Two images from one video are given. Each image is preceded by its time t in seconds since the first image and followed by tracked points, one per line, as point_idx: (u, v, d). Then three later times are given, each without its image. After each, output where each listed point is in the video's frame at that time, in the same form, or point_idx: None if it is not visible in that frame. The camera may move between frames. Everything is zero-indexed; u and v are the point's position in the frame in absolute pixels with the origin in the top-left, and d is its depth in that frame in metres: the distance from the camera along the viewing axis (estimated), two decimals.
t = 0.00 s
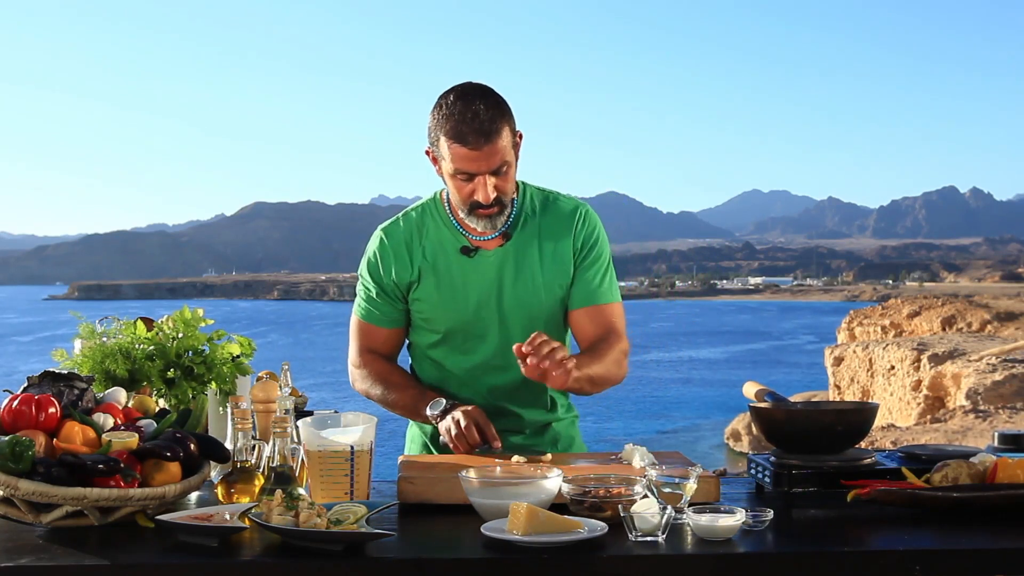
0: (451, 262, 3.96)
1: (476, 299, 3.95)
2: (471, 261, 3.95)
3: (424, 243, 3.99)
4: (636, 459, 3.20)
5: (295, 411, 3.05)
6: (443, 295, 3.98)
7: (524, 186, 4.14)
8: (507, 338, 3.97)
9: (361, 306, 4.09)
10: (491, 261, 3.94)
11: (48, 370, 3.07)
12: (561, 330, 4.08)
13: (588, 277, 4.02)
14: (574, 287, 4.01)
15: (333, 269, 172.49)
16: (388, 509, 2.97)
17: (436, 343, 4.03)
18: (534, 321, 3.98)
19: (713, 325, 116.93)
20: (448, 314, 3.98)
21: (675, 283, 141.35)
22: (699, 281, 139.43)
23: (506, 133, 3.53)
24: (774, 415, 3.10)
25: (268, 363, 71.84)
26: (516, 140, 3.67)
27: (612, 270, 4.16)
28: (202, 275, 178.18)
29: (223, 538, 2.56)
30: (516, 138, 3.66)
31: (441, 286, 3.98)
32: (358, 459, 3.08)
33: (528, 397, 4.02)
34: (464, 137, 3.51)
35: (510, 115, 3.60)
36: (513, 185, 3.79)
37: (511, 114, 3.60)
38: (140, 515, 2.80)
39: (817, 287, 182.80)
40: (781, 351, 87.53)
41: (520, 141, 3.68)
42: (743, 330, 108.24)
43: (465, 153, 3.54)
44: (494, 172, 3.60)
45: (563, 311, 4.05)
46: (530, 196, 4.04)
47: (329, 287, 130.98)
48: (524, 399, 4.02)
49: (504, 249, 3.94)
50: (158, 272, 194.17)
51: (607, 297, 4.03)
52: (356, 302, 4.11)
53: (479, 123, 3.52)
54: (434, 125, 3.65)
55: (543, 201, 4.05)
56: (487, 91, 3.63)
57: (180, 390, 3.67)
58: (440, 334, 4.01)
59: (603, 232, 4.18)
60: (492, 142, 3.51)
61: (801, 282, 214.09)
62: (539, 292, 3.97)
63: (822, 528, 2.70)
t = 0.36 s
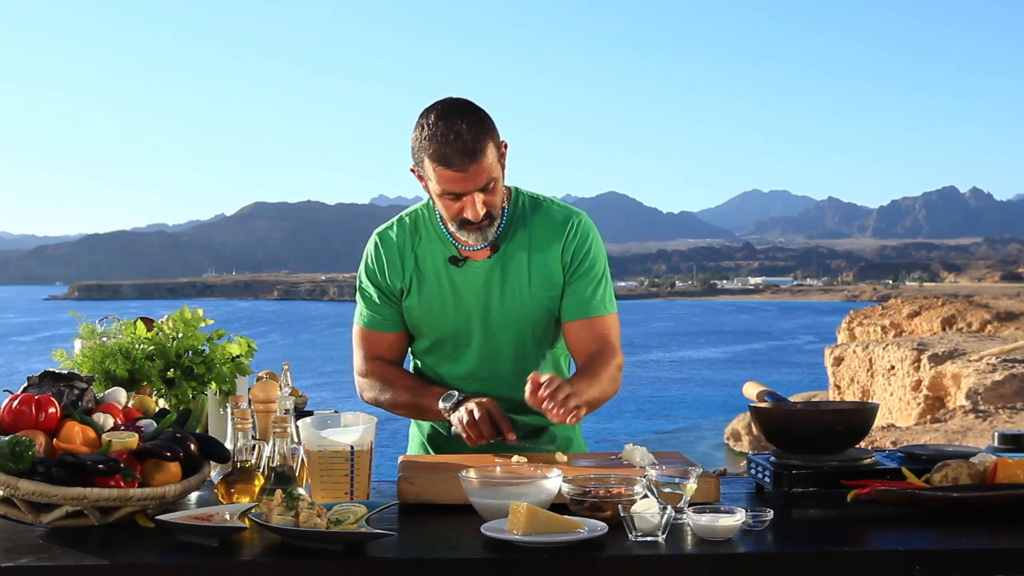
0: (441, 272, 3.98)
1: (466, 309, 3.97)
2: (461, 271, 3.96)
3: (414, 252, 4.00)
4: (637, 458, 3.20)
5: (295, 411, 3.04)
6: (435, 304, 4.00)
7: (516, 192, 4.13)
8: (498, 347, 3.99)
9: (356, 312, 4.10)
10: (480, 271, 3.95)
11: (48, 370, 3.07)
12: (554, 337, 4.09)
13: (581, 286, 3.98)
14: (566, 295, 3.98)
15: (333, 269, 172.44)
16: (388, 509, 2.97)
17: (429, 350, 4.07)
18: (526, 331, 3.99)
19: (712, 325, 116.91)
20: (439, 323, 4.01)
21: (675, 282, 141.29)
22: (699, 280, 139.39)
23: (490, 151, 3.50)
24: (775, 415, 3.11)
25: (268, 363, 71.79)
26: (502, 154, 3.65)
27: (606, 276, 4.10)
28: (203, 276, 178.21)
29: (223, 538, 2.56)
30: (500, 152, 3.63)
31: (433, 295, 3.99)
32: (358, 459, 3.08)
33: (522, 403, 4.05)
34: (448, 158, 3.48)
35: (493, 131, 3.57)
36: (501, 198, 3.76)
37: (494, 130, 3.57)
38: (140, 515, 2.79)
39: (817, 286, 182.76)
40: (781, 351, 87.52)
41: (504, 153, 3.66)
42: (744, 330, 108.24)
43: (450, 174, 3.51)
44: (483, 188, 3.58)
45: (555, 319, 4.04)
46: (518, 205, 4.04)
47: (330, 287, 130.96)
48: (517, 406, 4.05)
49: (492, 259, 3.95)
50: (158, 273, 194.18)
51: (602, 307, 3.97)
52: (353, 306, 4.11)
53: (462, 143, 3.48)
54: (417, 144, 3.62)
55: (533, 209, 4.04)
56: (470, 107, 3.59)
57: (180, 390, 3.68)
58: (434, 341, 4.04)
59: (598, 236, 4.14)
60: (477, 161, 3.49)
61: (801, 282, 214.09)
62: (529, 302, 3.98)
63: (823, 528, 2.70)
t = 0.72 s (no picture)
0: (447, 270, 3.98)
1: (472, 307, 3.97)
2: (467, 270, 3.96)
3: (420, 251, 4.00)
4: (636, 458, 3.20)
5: (295, 411, 3.05)
6: (441, 301, 3.99)
7: (521, 191, 4.14)
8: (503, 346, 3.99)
9: (358, 308, 4.08)
10: (486, 270, 3.95)
11: (48, 370, 3.07)
12: (559, 335, 4.09)
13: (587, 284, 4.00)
14: (572, 292, 3.99)
15: (333, 269, 172.41)
16: (388, 509, 2.97)
17: (434, 349, 4.06)
18: (532, 330, 4.00)
19: (712, 325, 116.88)
20: (444, 321, 4.00)
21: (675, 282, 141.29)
22: (698, 280, 139.38)
23: (502, 151, 3.51)
24: (775, 415, 3.11)
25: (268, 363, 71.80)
26: (512, 154, 3.64)
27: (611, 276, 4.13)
28: (203, 276, 178.17)
29: (223, 538, 2.56)
30: (511, 151, 3.63)
31: (438, 293, 3.99)
32: (358, 459, 3.08)
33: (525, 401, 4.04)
34: (461, 158, 3.48)
35: (504, 131, 3.57)
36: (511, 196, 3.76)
37: (505, 129, 3.57)
38: (140, 515, 2.79)
39: (817, 286, 182.73)
40: (782, 351, 87.51)
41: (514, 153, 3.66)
42: (744, 330, 108.21)
43: (461, 173, 3.51)
44: (494, 187, 3.57)
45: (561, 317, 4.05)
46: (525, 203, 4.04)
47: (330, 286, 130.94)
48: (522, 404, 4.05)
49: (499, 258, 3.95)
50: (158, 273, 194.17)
51: (607, 304, 3.98)
52: (354, 302, 4.09)
53: (474, 143, 3.48)
54: (427, 144, 3.62)
55: (540, 208, 4.04)
56: (480, 106, 3.59)
57: (180, 390, 3.68)
58: (438, 339, 4.03)
59: (602, 235, 4.16)
60: (490, 160, 3.49)
61: (801, 283, 214.10)
62: (536, 300, 3.98)
63: (823, 529, 2.70)
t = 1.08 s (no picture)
0: (452, 274, 3.97)
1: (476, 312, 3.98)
2: (471, 274, 3.95)
3: (425, 255, 3.99)
4: (636, 458, 3.20)
5: (295, 411, 3.05)
6: (445, 306, 4.00)
7: (524, 193, 4.13)
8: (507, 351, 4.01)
9: (362, 311, 4.07)
10: (490, 274, 3.95)
11: (48, 370, 3.07)
12: (562, 336, 4.10)
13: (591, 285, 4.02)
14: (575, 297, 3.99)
15: (333, 269, 172.41)
16: (388, 509, 2.97)
17: (437, 353, 4.07)
18: (534, 333, 4.01)
19: (712, 325, 116.85)
20: (448, 326, 4.01)
21: (675, 282, 141.29)
22: (699, 279, 139.38)
23: (512, 157, 3.50)
24: (774, 415, 3.11)
25: (268, 364, 71.78)
26: (521, 160, 3.63)
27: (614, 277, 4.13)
28: (203, 276, 178.31)
29: (223, 539, 2.55)
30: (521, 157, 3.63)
31: (443, 298, 3.99)
32: (358, 459, 3.08)
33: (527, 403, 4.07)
34: (472, 165, 3.47)
35: (514, 137, 3.56)
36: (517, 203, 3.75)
37: (515, 136, 3.56)
38: (140, 515, 2.79)
39: (817, 286, 182.73)
40: (781, 351, 87.51)
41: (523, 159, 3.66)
42: (744, 330, 108.18)
43: (471, 179, 3.50)
44: (501, 195, 3.56)
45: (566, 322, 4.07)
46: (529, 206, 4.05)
47: (330, 287, 130.98)
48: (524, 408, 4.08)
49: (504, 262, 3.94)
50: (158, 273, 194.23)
51: (609, 306, 3.95)
52: (359, 306, 4.08)
53: (485, 149, 3.48)
54: (437, 148, 3.61)
55: (544, 210, 4.05)
56: (491, 112, 3.58)
57: (180, 390, 3.68)
58: (441, 342, 4.04)
59: (605, 235, 4.16)
60: (499, 167, 3.48)
61: (801, 283, 214.12)
62: (539, 304, 3.98)
63: (823, 528, 2.70)
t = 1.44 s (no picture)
0: (448, 262, 3.96)
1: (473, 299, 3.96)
2: (467, 261, 3.94)
3: (421, 244, 3.99)
4: (636, 459, 3.20)
5: (295, 411, 3.05)
6: (441, 297, 3.98)
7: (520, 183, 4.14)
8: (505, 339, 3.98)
9: (360, 308, 4.09)
10: (487, 260, 3.94)
11: (48, 370, 3.07)
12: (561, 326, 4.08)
13: (587, 271, 4.02)
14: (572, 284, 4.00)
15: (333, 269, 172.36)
16: (388, 509, 2.97)
17: (436, 344, 4.04)
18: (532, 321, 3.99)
19: (712, 325, 116.85)
20: (446, 315, 3.99)
21: (675, 282, 141.30)
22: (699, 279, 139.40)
23: (505, 135, 3.53)
24: (774, 414, 3.11)
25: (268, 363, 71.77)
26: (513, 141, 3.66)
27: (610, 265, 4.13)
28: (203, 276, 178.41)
29: (223, 538, 2.55)
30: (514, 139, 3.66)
31: (440, 288, 3.98)
32: (358, 459, 3.08)
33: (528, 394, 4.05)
34: (464, 141, 3.51)
35: (507, 117, 3.60)
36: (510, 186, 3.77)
37: (508, 116, 3.60)
38: (140, 515, 2.79)
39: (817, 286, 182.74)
40: (781, 351, 87.51)
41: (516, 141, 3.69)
42: (744, 330, 108.18)
43: (464, 156, 3.53)
44: (493, 173, 3.58)
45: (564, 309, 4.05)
46: (525, 194, 4.04)
47: (329, 287, 131.02)
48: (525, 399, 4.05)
49: (500, 247, 3.94)
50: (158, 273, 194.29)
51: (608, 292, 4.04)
52: (356, 302, 4.09)
53: (477, 127, 3.52)
54: (430, 128, 3.64)
55: (540, 198, 4.05)
56: (484, 92, 3.62)
57: (180, 390, 3.68)
58: (439, 335, 4.03)
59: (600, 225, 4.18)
60: (491, 144, 3.51)
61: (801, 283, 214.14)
62: (536, 289, 3.98)
63: (822, 528, 2.70)
